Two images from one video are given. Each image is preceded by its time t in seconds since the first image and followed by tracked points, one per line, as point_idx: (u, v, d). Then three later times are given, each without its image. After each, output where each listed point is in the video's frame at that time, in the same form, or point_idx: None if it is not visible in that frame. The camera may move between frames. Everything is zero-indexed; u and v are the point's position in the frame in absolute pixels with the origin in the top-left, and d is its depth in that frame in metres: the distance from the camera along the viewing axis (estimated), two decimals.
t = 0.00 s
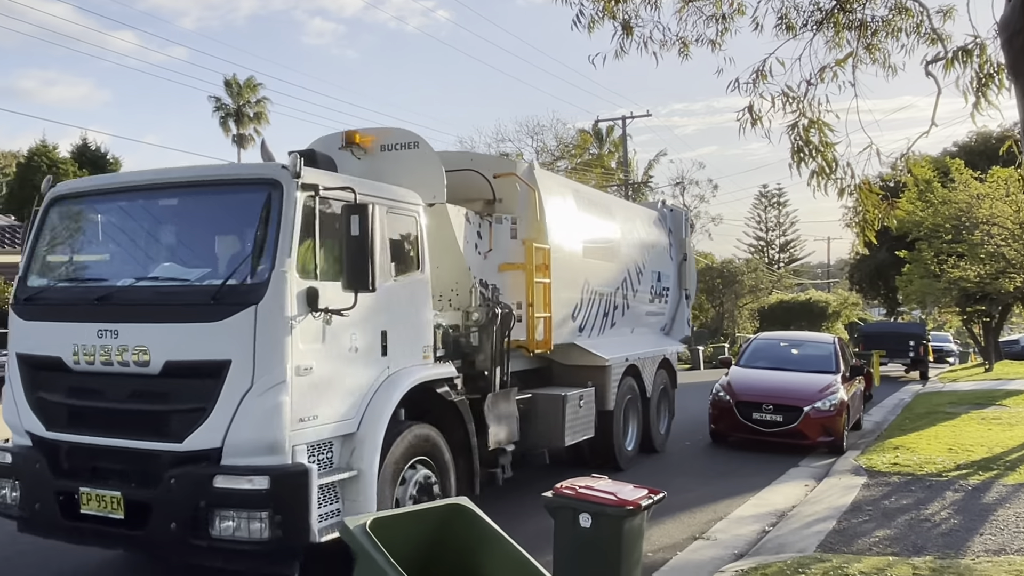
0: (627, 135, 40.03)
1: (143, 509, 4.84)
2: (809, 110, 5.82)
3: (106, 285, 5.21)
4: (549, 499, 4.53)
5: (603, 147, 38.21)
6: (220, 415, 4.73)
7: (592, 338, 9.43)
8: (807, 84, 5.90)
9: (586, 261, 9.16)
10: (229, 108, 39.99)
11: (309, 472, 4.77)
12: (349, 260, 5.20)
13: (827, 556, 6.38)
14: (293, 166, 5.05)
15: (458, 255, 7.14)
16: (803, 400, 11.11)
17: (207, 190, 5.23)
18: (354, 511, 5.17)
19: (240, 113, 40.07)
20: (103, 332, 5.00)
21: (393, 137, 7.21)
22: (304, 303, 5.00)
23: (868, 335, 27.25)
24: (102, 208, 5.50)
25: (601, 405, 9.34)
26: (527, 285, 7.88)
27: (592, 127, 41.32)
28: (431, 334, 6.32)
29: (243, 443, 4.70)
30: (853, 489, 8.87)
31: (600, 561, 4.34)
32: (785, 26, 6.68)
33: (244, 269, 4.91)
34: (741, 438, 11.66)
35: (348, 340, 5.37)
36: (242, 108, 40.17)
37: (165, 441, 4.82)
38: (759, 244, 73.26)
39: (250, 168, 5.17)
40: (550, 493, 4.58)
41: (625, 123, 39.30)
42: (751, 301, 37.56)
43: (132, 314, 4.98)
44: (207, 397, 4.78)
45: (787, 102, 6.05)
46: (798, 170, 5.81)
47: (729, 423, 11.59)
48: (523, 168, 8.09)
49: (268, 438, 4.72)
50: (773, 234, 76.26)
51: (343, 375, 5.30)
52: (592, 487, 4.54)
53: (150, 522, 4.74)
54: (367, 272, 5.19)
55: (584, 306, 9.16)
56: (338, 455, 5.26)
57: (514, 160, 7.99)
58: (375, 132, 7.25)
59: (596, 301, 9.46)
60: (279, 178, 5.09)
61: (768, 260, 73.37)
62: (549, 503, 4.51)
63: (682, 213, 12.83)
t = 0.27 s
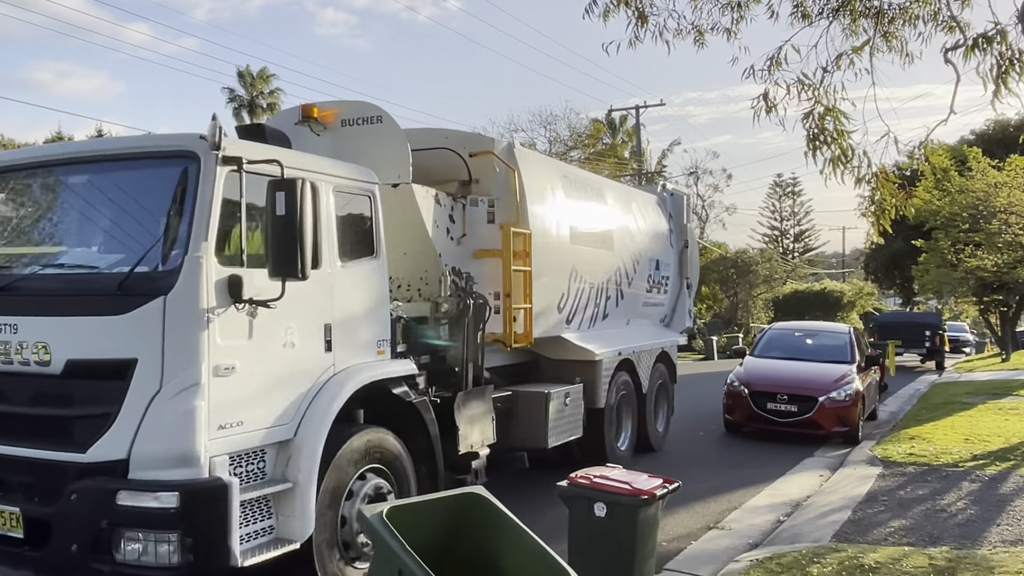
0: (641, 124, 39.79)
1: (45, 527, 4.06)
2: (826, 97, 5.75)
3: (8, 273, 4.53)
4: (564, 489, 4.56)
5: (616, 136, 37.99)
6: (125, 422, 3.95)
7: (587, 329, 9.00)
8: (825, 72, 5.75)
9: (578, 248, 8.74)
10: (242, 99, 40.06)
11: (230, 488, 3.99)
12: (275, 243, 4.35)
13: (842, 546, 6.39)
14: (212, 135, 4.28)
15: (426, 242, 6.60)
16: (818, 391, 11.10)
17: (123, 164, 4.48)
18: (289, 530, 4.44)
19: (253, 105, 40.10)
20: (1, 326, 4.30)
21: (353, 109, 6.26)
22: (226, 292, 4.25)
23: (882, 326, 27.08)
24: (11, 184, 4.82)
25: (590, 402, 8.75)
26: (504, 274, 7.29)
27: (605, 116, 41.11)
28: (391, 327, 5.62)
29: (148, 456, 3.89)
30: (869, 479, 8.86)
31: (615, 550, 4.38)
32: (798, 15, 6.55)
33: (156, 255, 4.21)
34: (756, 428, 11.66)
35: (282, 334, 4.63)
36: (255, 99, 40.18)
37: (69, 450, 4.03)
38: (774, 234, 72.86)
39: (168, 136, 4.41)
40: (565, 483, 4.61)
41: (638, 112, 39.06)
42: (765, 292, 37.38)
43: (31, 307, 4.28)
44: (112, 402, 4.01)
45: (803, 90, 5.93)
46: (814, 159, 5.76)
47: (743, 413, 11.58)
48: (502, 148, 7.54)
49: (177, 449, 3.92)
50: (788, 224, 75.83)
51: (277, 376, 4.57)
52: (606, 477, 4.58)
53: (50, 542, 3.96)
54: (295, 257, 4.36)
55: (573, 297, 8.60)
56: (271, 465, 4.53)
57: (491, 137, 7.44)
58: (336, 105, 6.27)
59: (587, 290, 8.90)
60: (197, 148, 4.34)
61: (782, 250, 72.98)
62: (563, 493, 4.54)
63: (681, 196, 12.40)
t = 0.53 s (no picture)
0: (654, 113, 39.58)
1: None
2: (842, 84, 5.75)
3: None
4: (579, 477, 4.64)
5: (630, 125, 37.78)
6: (38, 425, 3.56)
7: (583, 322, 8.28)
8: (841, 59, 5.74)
9: (573, 234, 7.91)
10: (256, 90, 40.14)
11: (155, 499, 3.61)
12: (206, 229, 3.91)
13: (857, 535, 6.46)
14: (136, 108, 3.88)
15: (399, 227, 5.97)
16: (833, 380, 11.13)
17: (50, 139, 4.05)
18: (231, 544, 4.06)
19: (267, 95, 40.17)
20: None
21: (322, 86, 5.84)
22: (153, 281, 3.86)
23: (897, 315, 26.97)
24: None
25: (585, 398, 7.95)
26: (486, 261, 6.56)
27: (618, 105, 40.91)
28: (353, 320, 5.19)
29: (64, 463, 3.50)
30: (884, 469, 8.90)
31: (630, 538, 4.46)
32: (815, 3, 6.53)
33: (75, 240, 3.79)
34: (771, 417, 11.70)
35: (224, 329, 4.23)
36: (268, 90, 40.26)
37: None
38: (788, 222, 72.50)
39: (95, 108, 3.98)
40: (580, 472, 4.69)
41: (651, 101, 38.82)
42: (780, 281, 37.26)
43: None
44: (26, 402, 3.62)
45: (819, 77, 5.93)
46: (829, 147, 5.79)
47: (758, 403, 11.62)
48: (485, 125, 6.83)
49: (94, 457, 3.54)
50: (803, 213, 75.41)
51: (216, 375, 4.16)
52: (621, 466, 4.65)
53: None
54: (231, 242, 3.90)
55: (569, 287, 7.86)
56: (212, 472, 4.15)
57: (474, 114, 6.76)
58: (304, 81, 5.87)
59: (583, 280, 8.13)
60: (121, 121, 3.91)
61: (797, 239, 72.64)
62: (578, 482, 4.62)
63: (687, 179, 11.22)
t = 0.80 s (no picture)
0: (667, 101, 39.27)
1: None
2: (858, 71, 5.63)
3: None
4: (592, 468, 4.58)
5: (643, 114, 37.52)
6: None
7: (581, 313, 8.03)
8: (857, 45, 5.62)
9: (571, 220, 7.66)
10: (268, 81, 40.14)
11: (98, 505, 3.35)
12: (151, 213, 3.51)
13: (873, 525, 6.37)
14: (79, 84, 3.56)
15: (382, 215, 5.73)
16: (848, 369, 11.02)
17: None
18: (188, 552, 3.74)
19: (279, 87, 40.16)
20: None
21: (300, 65, 5.41)
22: (97, 271, 3.52)
23: (912, 304, 26.74)
24: None
25: (584, 392, 7.64)
26: (474, 250, 6.30)
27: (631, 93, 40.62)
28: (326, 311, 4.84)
29: None
30: (900, 459, 8.80)
31: (644, 528, 4.40)
32: None
33: (12, 229, 3.47)
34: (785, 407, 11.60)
35: (180, 322, 3.90)
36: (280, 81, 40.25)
37: None
38: (802, 211, 72.01)
39: (36, 85, 3.66)
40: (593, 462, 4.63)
41: (664, 89, 38.51)
42: (794, 270, 37.00)
43: None
44: None
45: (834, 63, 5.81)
46: (844, 135, 5.68)
47: (772, 392, 11.52)
48: (475, 107, 6.55)
49: (33, 461, 3.25)
50: (817, 201, 74.85)
51: (170, 371, 3.82)
52: (635, 456, 4.59)
53: None
54: (179, 227, 3.51)
55: (567, 275, 7.59)
56: (168, 475, 3.81)
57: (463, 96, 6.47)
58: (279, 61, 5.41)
59: (581, 268, 7.87)
60: (62, 97, 3.58)
61: (812, 228, 72.14)
62: (592, 472, 4.56)
63: (691, 164, 11.03)
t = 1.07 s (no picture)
0: (681, 91, 38.99)
1: None
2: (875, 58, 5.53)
3: None
4: (606, 458, 4.53)
5: (657, 104, 37.28)
6: None
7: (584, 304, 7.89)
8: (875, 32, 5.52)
9: (576, 210, 7.53)
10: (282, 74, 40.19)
11: (61, 509, 3.19)
12: (116, 202, 3.36)
13: (888, 516, 6.30)
14: (41, 67, 3.42)
15: (375, 205, 5.54)
16: (864, 360, 10.93)
17: None
18: (161, 554, 3.62)
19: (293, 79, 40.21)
20: None
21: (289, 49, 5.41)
22: (62, 262, 3.38)
23: (929, 295, 26.49)
24: None
25: (588, 385, 7.53)
26: (472, 239, 6.13)
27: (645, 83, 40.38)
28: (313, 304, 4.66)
29: None
30: (916, 450, 8.71)
31: (658, 518, 4.34)
32: None
33: None
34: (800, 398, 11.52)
35: (152, 315, 3.73)
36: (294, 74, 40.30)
37: None
38: (818, 201, 71.48)
39: None
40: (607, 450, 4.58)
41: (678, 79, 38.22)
42: (810, 260, 36.74)
43: None
44: None
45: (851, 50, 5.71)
46: (860, 123, 5.60)
47: (787, 383, 11.44)
48: (472, 92, 6.39)
49: None
50: (833, 191, 74.29)
51: (142, 366, 3.67)
52: (649, 447, 4.54)
53: None
54: (145, 215, 3.36)
55: (571, 266, 7.46)
56: (141, 475, 3.66)
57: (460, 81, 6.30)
58: (268, 46, 5.44)
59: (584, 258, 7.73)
60: (23, 82, 3.44)
61: (827, 218, 71.66)
62: (606, 461, 4.51)
63: (702, 152, 10.94)
